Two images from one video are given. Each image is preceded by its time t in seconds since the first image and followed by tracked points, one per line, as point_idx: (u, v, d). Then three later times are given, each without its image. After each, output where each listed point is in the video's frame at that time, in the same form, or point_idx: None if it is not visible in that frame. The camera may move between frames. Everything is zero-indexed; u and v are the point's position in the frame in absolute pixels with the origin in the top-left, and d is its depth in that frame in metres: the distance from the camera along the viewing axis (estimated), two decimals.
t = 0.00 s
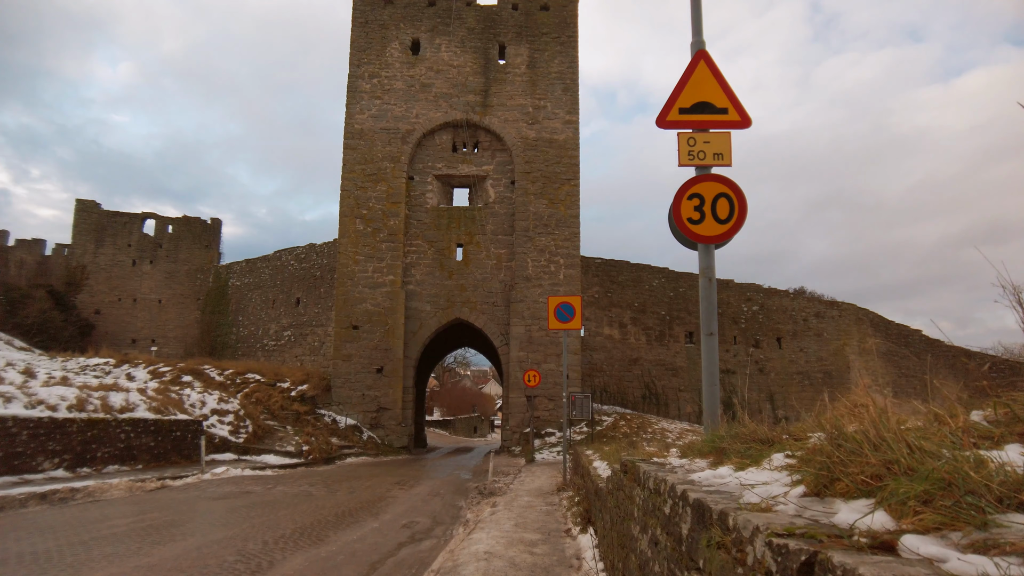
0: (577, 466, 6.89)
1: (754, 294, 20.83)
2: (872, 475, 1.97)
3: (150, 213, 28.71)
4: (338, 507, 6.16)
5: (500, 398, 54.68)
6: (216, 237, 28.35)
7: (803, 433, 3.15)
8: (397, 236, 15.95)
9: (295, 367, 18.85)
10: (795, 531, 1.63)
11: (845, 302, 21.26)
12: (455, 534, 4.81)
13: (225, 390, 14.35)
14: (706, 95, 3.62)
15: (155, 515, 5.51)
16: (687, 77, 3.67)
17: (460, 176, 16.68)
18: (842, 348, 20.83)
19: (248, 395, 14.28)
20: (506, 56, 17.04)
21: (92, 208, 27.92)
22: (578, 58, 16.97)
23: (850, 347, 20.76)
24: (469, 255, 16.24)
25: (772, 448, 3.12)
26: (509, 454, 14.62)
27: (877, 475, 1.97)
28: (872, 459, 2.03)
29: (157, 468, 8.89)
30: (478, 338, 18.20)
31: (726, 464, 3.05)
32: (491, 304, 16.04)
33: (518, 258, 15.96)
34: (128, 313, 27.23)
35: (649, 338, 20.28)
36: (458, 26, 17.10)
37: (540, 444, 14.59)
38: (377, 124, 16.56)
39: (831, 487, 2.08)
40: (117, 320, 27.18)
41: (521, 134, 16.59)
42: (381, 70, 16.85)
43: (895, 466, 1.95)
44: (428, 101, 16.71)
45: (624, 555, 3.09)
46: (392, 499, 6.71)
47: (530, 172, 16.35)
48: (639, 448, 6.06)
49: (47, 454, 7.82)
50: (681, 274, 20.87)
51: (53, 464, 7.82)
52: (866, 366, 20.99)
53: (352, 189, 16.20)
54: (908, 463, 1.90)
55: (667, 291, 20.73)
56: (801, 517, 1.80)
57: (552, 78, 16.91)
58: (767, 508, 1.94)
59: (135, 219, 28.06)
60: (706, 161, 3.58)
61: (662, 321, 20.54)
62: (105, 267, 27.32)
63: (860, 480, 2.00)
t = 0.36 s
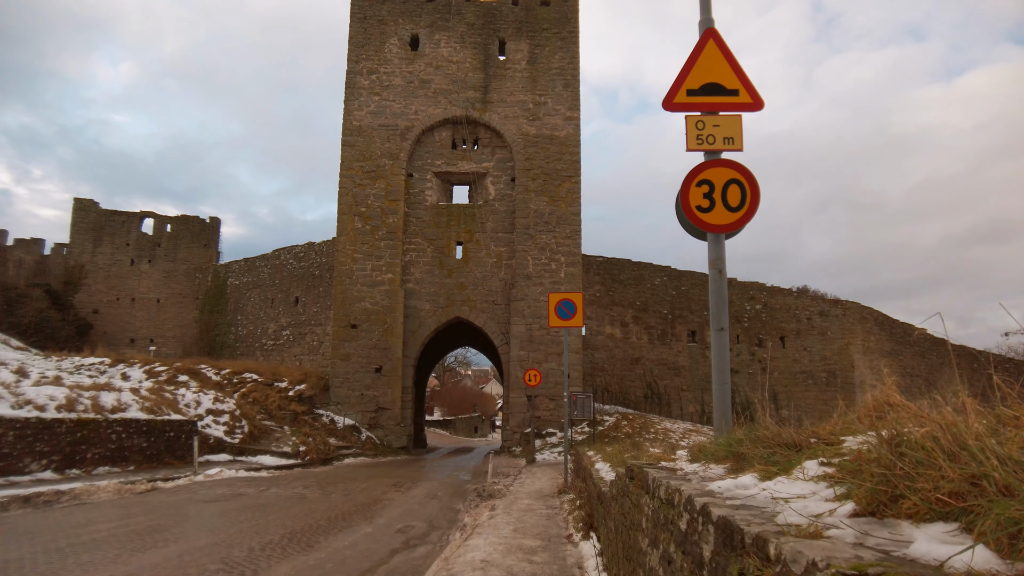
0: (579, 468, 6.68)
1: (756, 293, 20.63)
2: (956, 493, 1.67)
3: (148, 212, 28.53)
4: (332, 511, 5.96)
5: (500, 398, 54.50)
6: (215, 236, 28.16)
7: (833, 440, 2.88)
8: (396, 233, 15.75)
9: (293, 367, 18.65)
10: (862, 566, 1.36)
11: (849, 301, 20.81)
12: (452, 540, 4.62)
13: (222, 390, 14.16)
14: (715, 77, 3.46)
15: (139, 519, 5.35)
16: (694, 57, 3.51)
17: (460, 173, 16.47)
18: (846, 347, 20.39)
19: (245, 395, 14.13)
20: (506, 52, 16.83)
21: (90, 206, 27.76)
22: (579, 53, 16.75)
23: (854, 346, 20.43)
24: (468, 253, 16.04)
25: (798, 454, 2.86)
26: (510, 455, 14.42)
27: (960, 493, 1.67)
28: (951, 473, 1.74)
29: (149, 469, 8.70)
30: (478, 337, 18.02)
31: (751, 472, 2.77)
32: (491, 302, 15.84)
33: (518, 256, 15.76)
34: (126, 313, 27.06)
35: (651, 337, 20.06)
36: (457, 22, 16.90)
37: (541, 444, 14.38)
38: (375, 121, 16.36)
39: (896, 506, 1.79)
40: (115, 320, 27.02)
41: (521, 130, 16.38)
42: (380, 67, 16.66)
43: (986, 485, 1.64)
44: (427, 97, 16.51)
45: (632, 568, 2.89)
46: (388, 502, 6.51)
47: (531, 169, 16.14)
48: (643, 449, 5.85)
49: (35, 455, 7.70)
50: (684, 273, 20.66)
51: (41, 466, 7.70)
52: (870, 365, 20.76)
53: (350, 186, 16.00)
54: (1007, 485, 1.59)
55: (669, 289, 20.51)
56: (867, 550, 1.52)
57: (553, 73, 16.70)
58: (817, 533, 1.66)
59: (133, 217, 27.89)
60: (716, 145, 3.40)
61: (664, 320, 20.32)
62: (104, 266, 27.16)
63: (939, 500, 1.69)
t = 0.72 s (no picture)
0: (579, 471, 6.51)
1: (758, 293, 20.48)
2: None
3: (146, 211, 28.38)
4: (325, 515, 5.79)
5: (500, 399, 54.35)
6: (213, 235, 27.99)
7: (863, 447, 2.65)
8: (394, 232, 15.57)
9: (289, 367, 18.48)
10: None
11: (852, 301, 20.58)
12: (446, 547, 4.44)
13: (218, 391, 13.98)
14: (721, 61, 3.38)
15: (123, 524, 5.17)
16: (700, 39, 3.41)
17: (458, 171, 16.30)
18: (848, 347, 20.16)
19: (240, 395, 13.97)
20: (506, 49, 16.67)
21: (87, 206, 27.60)
22: (579, 50, 16.59)
23: (856, 347, 20.19)
24: (467, 252, 15.86)
25: (823, 462, 2.63)
26: (509, 456, 14.25)
27: None
28: None
29: (140, 472, 8.53)
30: (477, 337, 17.87)
31: (773, 484, 2.52)
32: (490, 302, 15.66)
33: (518, 255, 15.59)
34: (123, 313, 26.90)
35: (651, 337, 19.89)
36: (456, 18, 16.73)
37: (540, 445, 14.21)
38: (373, 118, 16.19)
39: (976, 534, 1.56)
40: (112, 320, 26.85)
41: (521, 128, 16.21)
42: (377, 64, 16.49)
43: None
44: (426, 95, 16.34)
45: None
46: (383, 506, 6.33)
47: (530, 167, 15.97)
48: (645, 452, 5.67)
49: (21, 457, 7.54)
50: (685, 272, 20.49)
51: (28, 468, 7.55)
52: (873, 365, 20.58)
53: (347, 185, 15.83)
54: None
55: (669, 289, 20.34)
56: None
57: (552, 71, 16.53)
58: None
59: (130, 216, 27.74)
60: (723, 132, 3.31)
61: (665, 320, 20.14)
62: (101, 266, 27.00)
63: None
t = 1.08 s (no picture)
0: (579, 474, 6.30)
1: (760, 292, 20.28)
2: None
3: (144, 210, 28.20)
4: (316, 520, 5.59)
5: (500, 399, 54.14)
6: (211, 235, 27.81)
7: (913, 456, 2.32)
8: (392, 231, 15.38)
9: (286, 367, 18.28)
10: None
11: (855, 300, 20.41)
12: (440, 555, 4.24)
13: (214, 391, 13.79)
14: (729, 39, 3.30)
15: (103, 530, 4.98)
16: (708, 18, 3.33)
17: (457, 169, 16.11)
18: (852, 347, 20.01)
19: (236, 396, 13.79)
20: (505, 45, 16.47)
21: (85, 205, 27.42)
22: (579, 46, 16.38)
23: (859, 347, 20.10)
24: (466, 251, 15.66)
25: (865, 473, 2.31)
26: (508, 457, 14.06)
27: None
28: None
29: (130, 474, 8.35)
30: (476, 337, 17.69)
31: (810, 498, 2.22)
32: (489, 301, 15.46)
33: (517, 254, 15.38)
34: (120, 313, 26.72)
35: (652, 337, 19.69)
36: (455, 14, 16.53)
37: (540, 446, 14.01)
38: (371, 115, 15.99)
39: None
40: (109, 320, 26.66)
41: (520, 125, 16.01)
42: (375, 60, 16.29)
43: None
44: (424, 91, 16.15)
45: None
46: (376, 510, 6.13)
47: (530, 165, 15.77)
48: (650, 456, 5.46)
49: (6, 460, 7.36)
50: (686, 271, 20.28)
51: (12, 471, 7.36)
52: (876, 365, 20.37)
53: (345, 183, 15.63)
54: None
55: (671, 288, 20.13)
56: None
57: (552, 67, 16.33)
58: None
59: (128, 216, 27.56)
60: (732, 113, 3.23)
61: (666, 320, 19.93)
62: (98, 266, 26.83)
63: None
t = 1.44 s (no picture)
0: (584, 474, 6.12)
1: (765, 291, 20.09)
2: None
3: (145, 210, 28.11)
4: (311, 522, 5.41)
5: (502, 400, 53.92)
6: (212, 234, 27.69)
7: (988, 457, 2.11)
8: (393, 228, 15.21)
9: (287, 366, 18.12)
10: None
11: (861, 299, 20.21)
12: (438, 560, 4.05)
13: (213, 391, 13.63)
14: (748, 11, 3.23)
15: (90, 532, 4.81)
16: None
17: (459, 166, 15.93)
18: (858, 346, 19.82)
19: (236, 395, 13.63)
20: (507, 41, 16.28)
21: (86, 204, 27.32)
22: (582, 42, 16.19)
23: (866, 346, 19.89)
24: (468, 249, 15.48)
25: (931, 477, 2.10)
26: (511, 457, 13.88)
27: None
28: None
29: (125, 475, 8.19)
30: (478, 336, 17.53)
31: (867, 504, 2.02)
32: (491, 300, 15.28)
33: (520, 251, 15.19)
34: (121, 313, 26.61)
35: (656, 336, 19.48)
36: (456, 10, 16.35)
37: (543, 447, 13.82)
38: (372, 112, 15.83)
39: None
40: (111, 320, 26.56)
41: (523, 122, 15.83)
42: (376, 56, 16.12)
43: None
44: (425, 88, 15.98)
45: None
46: (375, 512, 5.95)
47: (533, 161, 15.59)
48: (658, 456, 5.27)
49: None
50: (691, 270, 20.07)
51: (3, 472, 7.21)
52: (883, 364, 20.14)
53: (345, 180, 15.47)
54: None
55: (675, 287, 19.92)
56: None
57: (555, 63, 16.14)
58: None
59: (130, 215, 27.46)
60: (750, 89, 3.16)
61: (670, 319, 19.74)
62: (99, 265, 26.73)
63: None
